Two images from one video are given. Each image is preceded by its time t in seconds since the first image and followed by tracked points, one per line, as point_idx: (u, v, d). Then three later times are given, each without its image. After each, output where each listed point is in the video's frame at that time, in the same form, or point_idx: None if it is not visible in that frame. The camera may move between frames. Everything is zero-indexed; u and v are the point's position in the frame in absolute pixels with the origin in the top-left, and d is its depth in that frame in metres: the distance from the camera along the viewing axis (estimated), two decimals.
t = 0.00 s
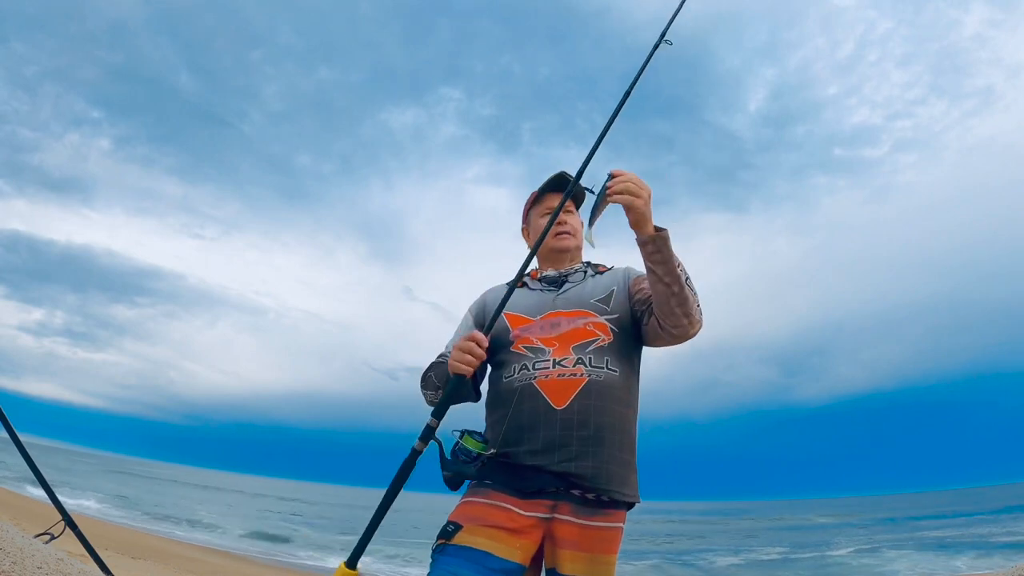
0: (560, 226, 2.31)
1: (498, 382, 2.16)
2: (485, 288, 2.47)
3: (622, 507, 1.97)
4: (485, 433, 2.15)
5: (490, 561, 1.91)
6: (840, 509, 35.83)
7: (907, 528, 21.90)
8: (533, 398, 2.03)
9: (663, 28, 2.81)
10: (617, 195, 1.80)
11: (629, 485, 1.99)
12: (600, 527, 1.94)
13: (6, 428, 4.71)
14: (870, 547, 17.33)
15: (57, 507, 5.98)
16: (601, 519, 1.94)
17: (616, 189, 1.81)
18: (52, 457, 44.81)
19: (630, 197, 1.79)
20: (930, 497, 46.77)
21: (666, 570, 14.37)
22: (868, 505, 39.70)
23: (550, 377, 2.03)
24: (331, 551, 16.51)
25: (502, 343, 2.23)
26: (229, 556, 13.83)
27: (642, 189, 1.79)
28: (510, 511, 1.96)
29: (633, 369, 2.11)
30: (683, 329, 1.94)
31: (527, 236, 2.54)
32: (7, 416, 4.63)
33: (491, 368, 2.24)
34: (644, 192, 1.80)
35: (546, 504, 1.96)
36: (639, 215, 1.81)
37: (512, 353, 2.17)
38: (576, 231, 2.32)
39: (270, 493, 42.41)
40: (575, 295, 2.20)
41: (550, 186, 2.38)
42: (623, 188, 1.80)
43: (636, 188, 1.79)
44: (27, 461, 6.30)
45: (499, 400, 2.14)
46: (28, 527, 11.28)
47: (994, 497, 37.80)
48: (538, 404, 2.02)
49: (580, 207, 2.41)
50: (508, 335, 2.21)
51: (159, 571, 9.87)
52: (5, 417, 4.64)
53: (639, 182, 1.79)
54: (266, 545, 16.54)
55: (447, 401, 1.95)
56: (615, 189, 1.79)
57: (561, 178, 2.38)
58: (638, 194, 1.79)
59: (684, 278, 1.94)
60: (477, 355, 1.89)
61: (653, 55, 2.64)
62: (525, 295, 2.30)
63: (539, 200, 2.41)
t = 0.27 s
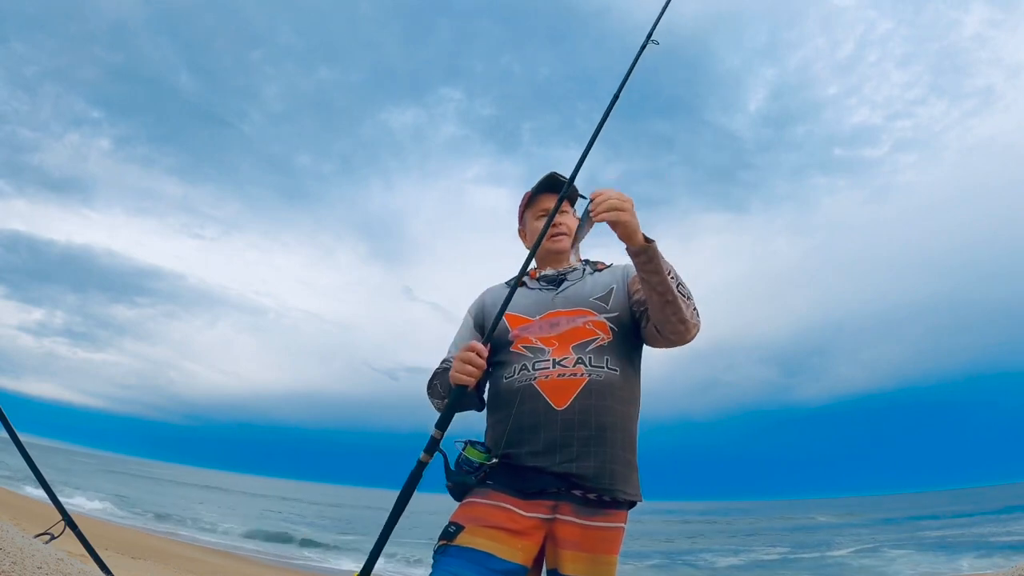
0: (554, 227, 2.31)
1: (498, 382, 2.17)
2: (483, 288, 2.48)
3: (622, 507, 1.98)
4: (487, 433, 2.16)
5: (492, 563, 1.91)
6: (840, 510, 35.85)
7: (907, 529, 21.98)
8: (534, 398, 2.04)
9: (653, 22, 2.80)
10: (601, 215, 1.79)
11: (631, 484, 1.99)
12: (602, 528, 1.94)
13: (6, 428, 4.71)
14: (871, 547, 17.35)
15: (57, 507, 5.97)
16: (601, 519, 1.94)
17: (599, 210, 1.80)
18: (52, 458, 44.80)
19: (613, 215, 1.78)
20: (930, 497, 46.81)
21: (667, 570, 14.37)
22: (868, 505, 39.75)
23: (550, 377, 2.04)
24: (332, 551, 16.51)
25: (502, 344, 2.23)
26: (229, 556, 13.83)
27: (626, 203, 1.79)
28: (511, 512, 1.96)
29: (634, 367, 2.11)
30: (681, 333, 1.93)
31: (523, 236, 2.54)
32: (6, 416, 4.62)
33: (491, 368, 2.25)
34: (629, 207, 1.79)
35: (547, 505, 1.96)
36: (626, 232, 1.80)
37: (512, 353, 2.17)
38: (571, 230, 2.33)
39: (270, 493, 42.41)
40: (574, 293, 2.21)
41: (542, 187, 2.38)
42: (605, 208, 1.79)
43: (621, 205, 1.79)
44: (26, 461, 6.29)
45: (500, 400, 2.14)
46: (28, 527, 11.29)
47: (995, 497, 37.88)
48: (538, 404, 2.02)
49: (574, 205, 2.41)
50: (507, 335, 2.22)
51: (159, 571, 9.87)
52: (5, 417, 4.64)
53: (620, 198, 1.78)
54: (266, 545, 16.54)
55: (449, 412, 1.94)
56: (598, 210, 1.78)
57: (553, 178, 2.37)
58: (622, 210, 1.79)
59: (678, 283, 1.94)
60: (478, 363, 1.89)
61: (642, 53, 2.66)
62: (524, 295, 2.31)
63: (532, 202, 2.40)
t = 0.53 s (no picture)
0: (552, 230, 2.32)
1: (498, 382, 2.18)
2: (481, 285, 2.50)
3: (624, 506, 1.97)
4: (488, 433, 2.16)
5: (495, 563, 1.92)
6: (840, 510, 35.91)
7: (906, 529, 22.07)
8: (534, 398, 2.04)
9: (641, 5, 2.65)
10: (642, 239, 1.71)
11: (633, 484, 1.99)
12: (604, 527, 1.94)
13: (6, 428, 4.71)
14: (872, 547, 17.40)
15: (57, 507, 5.97)
16: (604, 520, 1.94)
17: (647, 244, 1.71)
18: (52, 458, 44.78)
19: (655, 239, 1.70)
20: (930, 497, 46.88)
21: (668, 570, 14.39)
22: (867, 505, 39.84)
23: (551, 376, 2.04)
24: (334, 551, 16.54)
25: (502, 344, 2.23)
26: (229, 556, 13.84)
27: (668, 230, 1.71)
28: (513, 512, 1.96)
29: (636, 367, 2.10)
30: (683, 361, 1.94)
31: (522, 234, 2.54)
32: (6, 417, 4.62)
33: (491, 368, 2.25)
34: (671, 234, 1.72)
35: (549, 505, 1.96)
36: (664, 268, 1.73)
37: (512, 353, 2.18)
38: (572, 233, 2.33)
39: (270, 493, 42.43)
40: (574, 293, 2.21)
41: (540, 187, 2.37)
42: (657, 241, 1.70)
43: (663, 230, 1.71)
44: (26, 460, 6.29)
45: (501, 399, 2.15)
46: (28, 527, 11.29)
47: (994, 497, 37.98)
48: (539, 404, 2.02)
49: (572, 204, 2.41)
50: (507, 336, 2.22)
51: (158, 571, 9.87)
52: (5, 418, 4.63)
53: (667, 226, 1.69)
54: (266, 545, 16.54)
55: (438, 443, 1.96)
56: (645, 242, 1.69)
57: (551, 179, 2.36)
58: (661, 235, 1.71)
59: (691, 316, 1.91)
60: (463, 392, 1.89)
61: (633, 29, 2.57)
62: (524, 295, 2.31)
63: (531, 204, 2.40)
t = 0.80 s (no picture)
0: (563, 231, 2.31)
1: (501, 384, 2.20)
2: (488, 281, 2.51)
3: (624, 511, 1.96)
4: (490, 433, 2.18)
5: (496, 551, 1.91)
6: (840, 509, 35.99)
7: (905, 529, 22.17)
8: (534, 401, 2.04)
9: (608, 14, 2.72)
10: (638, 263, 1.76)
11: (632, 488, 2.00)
12: (603, 529, 1.93)
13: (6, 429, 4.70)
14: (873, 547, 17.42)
15: (57, 507, 5.98)
16: (604, 522, 1.93)
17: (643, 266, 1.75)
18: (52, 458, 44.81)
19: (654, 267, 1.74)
20: (929, 497, 46.99)
21: (668, 571, 14.39)
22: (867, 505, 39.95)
23: (551, 381, 2.04)
24: (335, 551, 16.56)
25: (507, 346, 2.25)
26: (229, 556, 13.84)
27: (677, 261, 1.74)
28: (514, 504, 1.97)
29: (638, 375, 2.10)
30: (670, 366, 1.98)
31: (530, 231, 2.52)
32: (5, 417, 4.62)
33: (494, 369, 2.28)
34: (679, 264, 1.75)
35: (549, 504, 1.96)
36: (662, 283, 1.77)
37: (514, 355, 2.19)
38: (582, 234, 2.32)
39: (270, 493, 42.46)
40: (577, 297, 2.21)
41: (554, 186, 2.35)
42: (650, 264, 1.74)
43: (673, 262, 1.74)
44: (26, 460, 6.29)
45: (503, 401, 2.17)
46: (28, 527, 11.29)
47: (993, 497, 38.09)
48: (539, 408, 2.03)
49: (583, 205, 2.40)
50: (510, 338, 2.24)
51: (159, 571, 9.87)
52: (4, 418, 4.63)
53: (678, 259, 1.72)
54: (266, 545, 16.56)
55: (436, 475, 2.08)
56: (642, 263, 1.74)
57: (564, 179, 2.35)
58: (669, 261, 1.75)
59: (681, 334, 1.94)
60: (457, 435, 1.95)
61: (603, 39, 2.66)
62: (528, 296, 2.32)
63: (543, 202, 2.38)
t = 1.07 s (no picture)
0: (562, 229, 2.30)
1: (500, 389, 2.22)
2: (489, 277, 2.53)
3: (624, 512, 1.96)
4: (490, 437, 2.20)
5: (497, 553, 1.92)
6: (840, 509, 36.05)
7: (905, 529, 22.26)
8: (531, 406, 2.05)
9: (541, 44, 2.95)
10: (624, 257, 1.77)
11: (634, 489, 2.01)
12: (603, 529, 1.93)
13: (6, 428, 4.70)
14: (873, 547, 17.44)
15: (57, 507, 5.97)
16: (605, 522, 1.94)
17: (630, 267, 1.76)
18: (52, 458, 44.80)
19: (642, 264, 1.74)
20: (930, 497, 47.05)
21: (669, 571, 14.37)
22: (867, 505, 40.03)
23: (548, 386, 2.05)
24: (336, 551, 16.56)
25: (507, 349, 2.26)
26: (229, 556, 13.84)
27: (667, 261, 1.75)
28: (516, 506, 1.98)
29: (637, 377, 2.10)
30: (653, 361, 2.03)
31: (531, 229, 2.52)
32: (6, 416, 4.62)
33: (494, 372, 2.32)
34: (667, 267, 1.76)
35: (548, 507, 1.97)
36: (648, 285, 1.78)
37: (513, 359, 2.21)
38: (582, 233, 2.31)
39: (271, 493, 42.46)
40: (574, 298, 2.21)
41: (553, 186, 2.34)
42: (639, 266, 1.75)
43: (662, 261, 1.75)
44: (26, 460, 6.29)
45: (501, 405, 2.19)
46: (28, 527, 11.29)
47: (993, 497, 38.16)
48: (536, 413, 2.04)
49: (584, 203, 2.39)
50: (509, 340, 2.25)
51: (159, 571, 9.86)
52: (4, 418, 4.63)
53: (666, 260, 1.73)
54: (267, 545, 16.55)
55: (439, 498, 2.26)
56: (628, 262, 1.74)
57: (564, 178, 2.33)
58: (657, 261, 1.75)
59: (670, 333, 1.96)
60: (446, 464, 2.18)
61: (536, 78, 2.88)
62: (527, 296, 2.33)
63: (543, 200, 2.36)
